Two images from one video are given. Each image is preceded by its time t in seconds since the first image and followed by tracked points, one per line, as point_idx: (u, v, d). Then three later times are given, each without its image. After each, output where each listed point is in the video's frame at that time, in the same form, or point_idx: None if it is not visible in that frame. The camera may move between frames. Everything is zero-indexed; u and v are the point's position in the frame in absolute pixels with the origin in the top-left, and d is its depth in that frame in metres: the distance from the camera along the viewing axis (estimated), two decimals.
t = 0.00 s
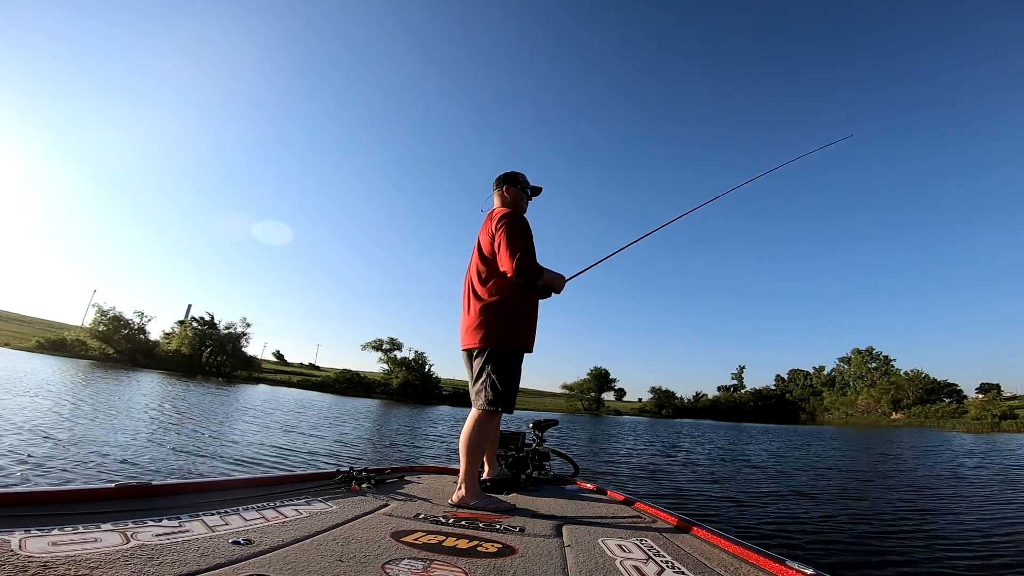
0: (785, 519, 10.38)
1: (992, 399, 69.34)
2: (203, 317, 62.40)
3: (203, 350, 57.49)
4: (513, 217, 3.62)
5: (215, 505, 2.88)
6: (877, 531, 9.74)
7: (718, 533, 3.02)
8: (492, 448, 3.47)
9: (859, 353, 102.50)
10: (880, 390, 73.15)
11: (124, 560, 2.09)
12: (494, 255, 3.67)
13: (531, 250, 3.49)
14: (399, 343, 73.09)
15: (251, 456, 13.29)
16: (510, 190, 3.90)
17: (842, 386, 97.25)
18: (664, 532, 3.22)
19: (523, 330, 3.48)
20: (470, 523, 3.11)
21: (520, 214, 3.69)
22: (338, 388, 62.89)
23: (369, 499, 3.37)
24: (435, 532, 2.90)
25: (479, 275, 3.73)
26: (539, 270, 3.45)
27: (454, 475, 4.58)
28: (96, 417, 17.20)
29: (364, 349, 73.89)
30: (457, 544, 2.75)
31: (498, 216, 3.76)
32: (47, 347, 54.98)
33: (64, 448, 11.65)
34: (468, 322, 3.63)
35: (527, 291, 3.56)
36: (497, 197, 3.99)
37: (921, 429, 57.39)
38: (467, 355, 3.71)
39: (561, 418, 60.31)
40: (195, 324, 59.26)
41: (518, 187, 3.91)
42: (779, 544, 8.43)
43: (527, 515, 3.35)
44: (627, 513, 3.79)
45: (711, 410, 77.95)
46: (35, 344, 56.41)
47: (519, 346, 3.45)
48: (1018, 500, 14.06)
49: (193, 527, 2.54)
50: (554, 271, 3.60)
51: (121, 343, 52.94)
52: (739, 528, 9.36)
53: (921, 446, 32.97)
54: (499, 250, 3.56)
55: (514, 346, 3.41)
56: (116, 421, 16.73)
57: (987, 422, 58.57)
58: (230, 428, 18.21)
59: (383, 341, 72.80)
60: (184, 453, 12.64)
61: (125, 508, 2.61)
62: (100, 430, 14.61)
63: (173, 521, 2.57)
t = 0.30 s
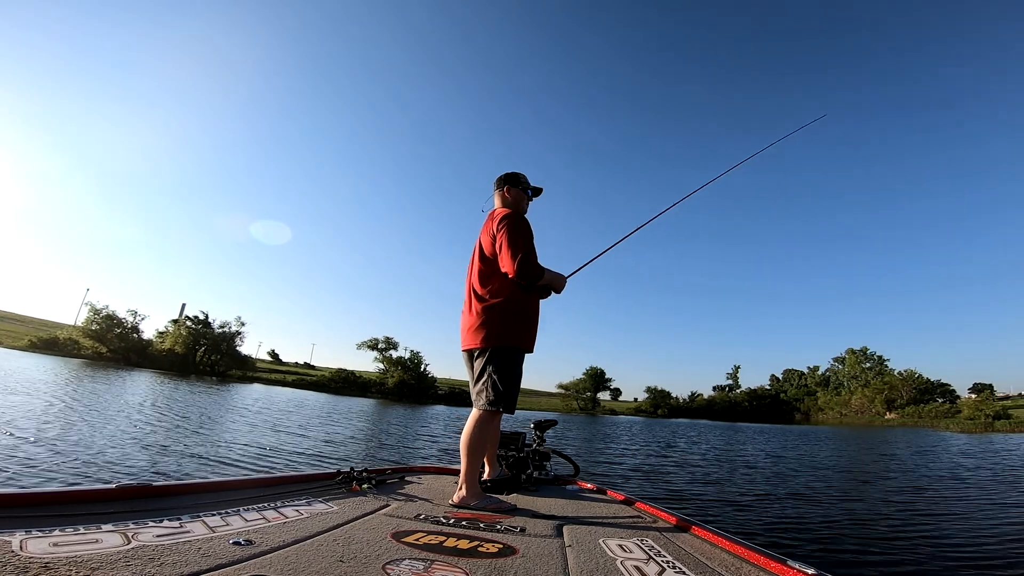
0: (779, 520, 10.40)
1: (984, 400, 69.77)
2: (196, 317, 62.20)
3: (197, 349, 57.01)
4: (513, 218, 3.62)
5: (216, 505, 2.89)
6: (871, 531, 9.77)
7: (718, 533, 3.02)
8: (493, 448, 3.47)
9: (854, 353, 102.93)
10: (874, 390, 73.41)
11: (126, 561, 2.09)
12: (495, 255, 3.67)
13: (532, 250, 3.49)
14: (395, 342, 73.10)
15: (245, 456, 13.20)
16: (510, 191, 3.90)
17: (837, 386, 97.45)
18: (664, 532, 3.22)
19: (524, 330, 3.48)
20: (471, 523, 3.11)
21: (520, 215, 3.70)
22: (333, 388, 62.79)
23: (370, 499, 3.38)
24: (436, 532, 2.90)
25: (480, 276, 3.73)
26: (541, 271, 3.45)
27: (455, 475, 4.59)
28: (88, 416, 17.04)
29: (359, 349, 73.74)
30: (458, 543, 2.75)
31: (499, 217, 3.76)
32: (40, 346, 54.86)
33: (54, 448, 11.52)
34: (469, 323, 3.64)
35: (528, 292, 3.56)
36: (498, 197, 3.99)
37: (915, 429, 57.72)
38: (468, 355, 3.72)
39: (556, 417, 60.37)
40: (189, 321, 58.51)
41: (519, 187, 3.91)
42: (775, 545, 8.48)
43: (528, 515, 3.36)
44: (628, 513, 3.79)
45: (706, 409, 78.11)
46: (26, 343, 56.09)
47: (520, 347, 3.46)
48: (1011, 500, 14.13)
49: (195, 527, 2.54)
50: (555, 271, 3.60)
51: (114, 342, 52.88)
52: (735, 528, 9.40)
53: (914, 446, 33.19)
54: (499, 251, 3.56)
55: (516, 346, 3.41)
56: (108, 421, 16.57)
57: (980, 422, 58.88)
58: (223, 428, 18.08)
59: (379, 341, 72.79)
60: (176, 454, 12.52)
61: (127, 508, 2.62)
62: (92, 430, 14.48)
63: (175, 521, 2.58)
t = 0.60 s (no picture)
0: (772, 521, 10.42)
1: (975, 400, 70.26)
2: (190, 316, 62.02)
3: (189, 347, 57.25)
4: (515, 218, 3.63)
5: (217, 505, 2.89)
6: (863, 532, 9.80)
7: (718, 533, 3.03)
8: (493, 448, 3.47)
9: (846, 353, 103.36)
10: (866, 390, 73.70)
11: (126, 561, 2.08)
12: (496, 256, 3.67)
13: (533, 251, 3.49)
14: (389, 341, 73.24)
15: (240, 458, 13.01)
16: (511, 191, 3.90)
17: (829, 386, 97.70)
18: (664, 531, 3.23)
19: (525, 330, 3.49)
20: (471, 522, 3.11)
21: (521, 216, 3.69)
22: (327, 387, 62.34)
23: (370, 499, 3.38)
24: (436, 532, 2.90)
25: (481, 276, 3.73)
26: (542, 272, 3.45)
27: (454, 475, 4.59)
28: (81, 417, 16.82)
29: (353, 348, 73.67)
30: (458, 544, 2.75)
31: (500, 218, 3.76)
32: (30, 344, 54.48)
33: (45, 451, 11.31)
34: (469, 323, 3.64)
35: (529, 293, 3.56)
36: (499, 198, 3.99)
37: (906, 429, 58.07)
38: (468, 355, 3.72)
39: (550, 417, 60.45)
40: (181, 322, 58.89)
41: (520, 187, 3.91)
42: (769, 546, 8.52)
43: (528, 515, 3.36)
44: (628, 513, 3.79)
45: (701, 409, 78.25)
46: (16, 342, 55.72)
47: (521, 347, 3.46)
48: (1000, 499, 14.24)
49: (195, 528, 2.54)
50: (556, 273, 3.61)
51: (105, 341, 52.55)
52: (729, 529, 9.44)
53: (906, 446, 33.44)
54: (501, 253, 3.55)
55: (516, 346, 3.42)
56: (101, 422, 16.36)
57: (971, 422, 59.20)
58: (217, 428, 17.88)
59: (373, 340, 72.87)
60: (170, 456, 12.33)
61: (128, 508, 2.62)
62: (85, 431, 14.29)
63: (175, 521, 2.57)
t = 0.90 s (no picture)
0: (764, 520, 10.45)
1: (965, 400, 70.67)
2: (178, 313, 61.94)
3: (180, 346, 56.93)
4: (514, 218, 3.63)
5: (215, 505, 2.88)
6: (856, 533, 9.83)
7: (717, 533, 3.04)
8: (493, 448, 3.47)
9: (838, 353, 103.80)
10: (858, 390, 73.96)
11: (125, 560, 2.08)
12: (495, 256, 3.67)
13: (532, 252, 3.49)
14: (382, 340, 73.21)
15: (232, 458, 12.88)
16: (510, 190, 3.91)
17: (821, 386, 97.91)
18: (663, 532, 3.24)
19: (524, 330, 3.50)
20: (471, 522, 3.11)
21: (520, 216, 3.70)
22: (320, 386, 62.32)
23: (369, 499, 3.37)
24: (435, 532, 2.90)
25: (479, 276, 3.74)
26: (541, 273, 3.44)
27: (454, 475, 4.59)
28: (70, 417, 16.61)
29: (347, 347, 73.54)
30: (457, 544, 2.75)
31: (499, 217, 3.77)
32: (20, 343, 54.73)
33: (31, 451, 11.12)
34: (469, 322, 3.64)
35: (528, 294, 3.56)
36: (497, 197, 3.99)
37: (898, 429, 58.35)
38: (467, 355, 3.72)
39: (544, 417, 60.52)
40: (172, 319, 58.25)
41: (519, 187, 3.92)
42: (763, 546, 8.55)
43: (528, 515, 3.36)
44: (628, 513, 3.79)
45: (694, 409, 78.39)
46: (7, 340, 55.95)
47: (520, 347, 3.46)
48: (991, 499, 14.32)
49: (194, 527, 2.54)
50: (555, 275, 3.60)
51: (95, 339, 53.02)
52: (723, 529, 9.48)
53: (897, 446, 33.66)
54: (500, 253, 3.56)
55: (516, 346, 3.42)
56: (94, 422, 16.24)
57: (962, 422, 59.48)
58: (213, 429, 17.84)
59: (366, 339, 72.83)
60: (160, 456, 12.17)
61: (127, 508, 2.61)
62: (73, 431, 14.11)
63: (174, 521, 2.56)
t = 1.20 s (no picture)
0: (757, 520, 10.51)
1: (954, 399, 71.10)
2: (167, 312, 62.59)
3: (170, 346, 56.34)
4: (513, 218, 3.63)
5: (214, 505, 2.88)
6: (848, 533, 9.88)
7: (717, 532, 3.05)
8: (492, 448, 3.48)
9: (830, 353, 104.22)
10: (848, 390, 74.26)
11: (125, 560, 2.08)
12: (495, 256, 3.67)
13: (532, 252, 3.48)
14: (375, 339, 73.27)
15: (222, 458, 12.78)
16: (509, 190, 3.91)
17: (812, 386, 98.28)
18: (663, 532, 3.24)
19: (524, 329, 3.50)
20: (471, 522, 3.11)
21: (518, 216, 3.70)
22: (313, 385, 61.63)
23: (369, 499, 3.36)
24: (435, 532, 2.90)
25: (479, 275, 3.74)
26: (540, 274, 3.45)
27: (454, 475, 4.58)
28: (59, 417, 16.43)
29: (339, 346, 73.52)
30: (457, 544, 2.75)
31: (498, 217, 3.77)
32: (10, 341, 55.14)
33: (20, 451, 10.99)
34: (468, 322, 3.63)
35: (527, 295, 3.56)
36: (496, 196, 3.99)
37: (888, 429, 58.66)
38: (466, 354, 3.72)
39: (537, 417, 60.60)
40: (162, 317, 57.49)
41: (518, 187, 3.92)
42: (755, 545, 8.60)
43: (528, 514, 3.36)
44: (628, 513, 3.79)
45: (687, 409, 78.53)
46: None
47: (520, 346, 3.47)
48: (980, 500, 14.47)
49: (194, 527, 2.53)
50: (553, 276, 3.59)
51: (83, 337, 53.06)
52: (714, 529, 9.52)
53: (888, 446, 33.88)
54: (500, 253, 3.56)
55: (515, 346, 3.42)
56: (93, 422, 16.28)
57: (951, 422, 59.75)
58: (211, 429, 17.85)
59: (359, 338, 72.87)
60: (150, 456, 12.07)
61: (126, 508, 2.60)
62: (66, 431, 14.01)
63: (174, 521, 2.56)
